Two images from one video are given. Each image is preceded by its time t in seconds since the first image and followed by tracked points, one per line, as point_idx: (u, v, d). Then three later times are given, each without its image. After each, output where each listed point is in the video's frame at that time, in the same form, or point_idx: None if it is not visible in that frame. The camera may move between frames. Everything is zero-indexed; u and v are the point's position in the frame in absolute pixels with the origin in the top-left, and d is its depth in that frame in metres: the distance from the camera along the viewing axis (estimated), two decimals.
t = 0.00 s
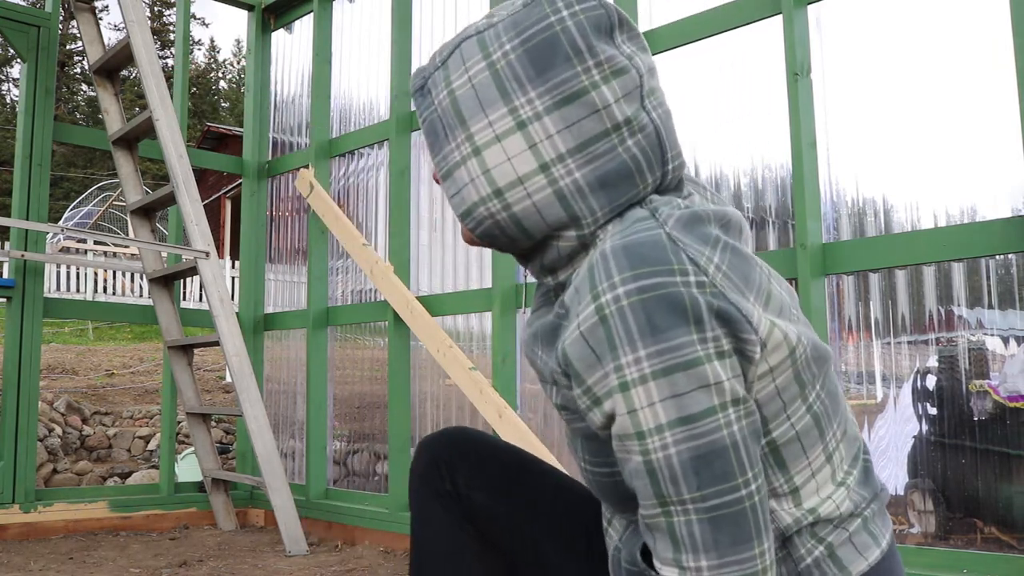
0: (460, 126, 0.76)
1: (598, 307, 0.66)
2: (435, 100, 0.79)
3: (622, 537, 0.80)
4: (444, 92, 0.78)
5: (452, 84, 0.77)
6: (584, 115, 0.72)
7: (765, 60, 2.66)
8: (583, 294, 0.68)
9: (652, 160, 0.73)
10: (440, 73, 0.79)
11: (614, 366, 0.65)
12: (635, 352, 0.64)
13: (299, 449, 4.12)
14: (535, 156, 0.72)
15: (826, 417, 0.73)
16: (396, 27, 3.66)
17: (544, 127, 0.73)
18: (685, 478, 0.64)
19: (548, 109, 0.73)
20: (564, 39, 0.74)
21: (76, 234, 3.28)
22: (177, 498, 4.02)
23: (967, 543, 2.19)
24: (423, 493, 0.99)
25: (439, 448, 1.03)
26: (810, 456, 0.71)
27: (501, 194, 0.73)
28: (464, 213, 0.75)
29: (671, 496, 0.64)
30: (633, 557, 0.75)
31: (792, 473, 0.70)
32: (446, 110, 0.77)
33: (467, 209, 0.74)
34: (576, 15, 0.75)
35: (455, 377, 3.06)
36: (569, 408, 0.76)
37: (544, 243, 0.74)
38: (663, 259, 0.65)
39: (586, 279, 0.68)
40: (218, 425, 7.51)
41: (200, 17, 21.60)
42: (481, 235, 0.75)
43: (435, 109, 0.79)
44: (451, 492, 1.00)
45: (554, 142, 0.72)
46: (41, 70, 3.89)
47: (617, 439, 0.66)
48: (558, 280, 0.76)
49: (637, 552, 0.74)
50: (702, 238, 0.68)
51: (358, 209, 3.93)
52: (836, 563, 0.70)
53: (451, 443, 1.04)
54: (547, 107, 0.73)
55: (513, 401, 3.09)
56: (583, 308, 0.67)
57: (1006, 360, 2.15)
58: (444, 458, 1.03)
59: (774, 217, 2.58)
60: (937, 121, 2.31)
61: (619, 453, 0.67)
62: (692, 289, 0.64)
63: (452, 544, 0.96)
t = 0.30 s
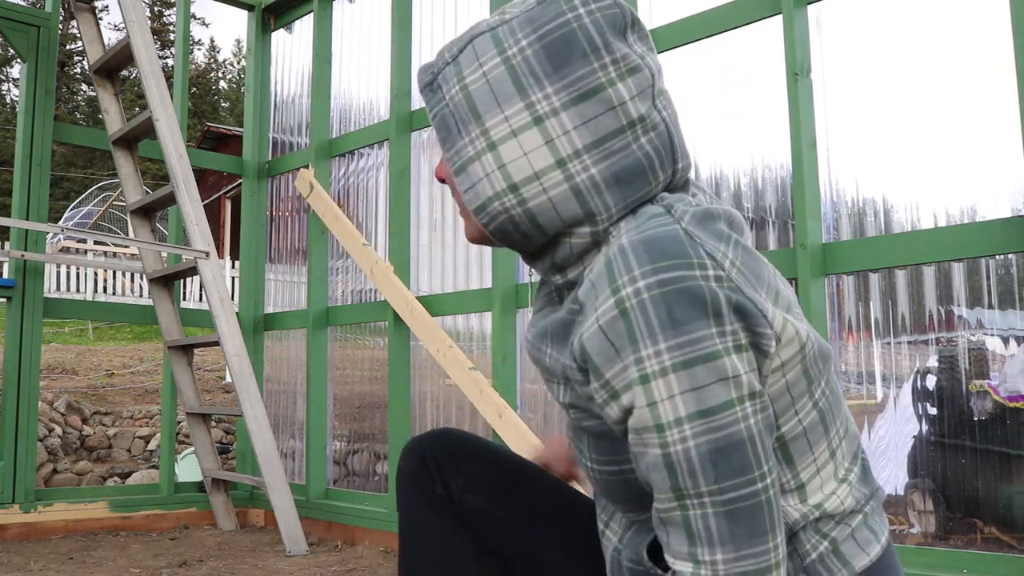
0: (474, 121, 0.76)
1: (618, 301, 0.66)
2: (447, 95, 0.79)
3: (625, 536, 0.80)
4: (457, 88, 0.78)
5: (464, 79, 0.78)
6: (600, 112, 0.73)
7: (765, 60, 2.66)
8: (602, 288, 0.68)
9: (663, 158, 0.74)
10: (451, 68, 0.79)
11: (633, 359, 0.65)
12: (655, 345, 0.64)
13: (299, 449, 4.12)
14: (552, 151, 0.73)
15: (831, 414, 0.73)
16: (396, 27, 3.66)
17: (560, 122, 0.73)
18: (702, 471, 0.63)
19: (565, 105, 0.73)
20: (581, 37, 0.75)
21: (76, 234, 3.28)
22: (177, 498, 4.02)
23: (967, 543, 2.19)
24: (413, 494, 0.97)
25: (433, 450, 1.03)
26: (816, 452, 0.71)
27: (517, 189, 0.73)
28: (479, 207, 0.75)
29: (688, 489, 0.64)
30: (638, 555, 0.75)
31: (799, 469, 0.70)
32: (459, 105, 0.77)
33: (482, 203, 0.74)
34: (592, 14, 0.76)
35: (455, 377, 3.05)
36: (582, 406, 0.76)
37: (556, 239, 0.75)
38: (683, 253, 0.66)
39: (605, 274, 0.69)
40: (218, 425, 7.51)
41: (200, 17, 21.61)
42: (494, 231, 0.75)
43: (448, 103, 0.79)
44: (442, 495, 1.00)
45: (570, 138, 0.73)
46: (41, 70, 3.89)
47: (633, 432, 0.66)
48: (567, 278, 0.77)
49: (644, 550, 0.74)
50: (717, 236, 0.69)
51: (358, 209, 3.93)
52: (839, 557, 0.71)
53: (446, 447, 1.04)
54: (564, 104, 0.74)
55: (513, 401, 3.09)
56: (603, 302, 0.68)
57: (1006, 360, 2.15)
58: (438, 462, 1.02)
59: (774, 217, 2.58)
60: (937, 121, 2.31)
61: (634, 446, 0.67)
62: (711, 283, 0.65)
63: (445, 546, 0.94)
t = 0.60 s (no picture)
0: (616, 101, 0.68)
1: (708, 282, 0.67)
2: (575, 62, 0.69)
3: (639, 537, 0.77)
4: (592, 58, 0.69)
5: (601, 50, 0.69)
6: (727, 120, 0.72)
7: (764, 60, 2.66)
8: (688, 270, 0.68)
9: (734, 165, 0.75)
10: (578, 31, 0.70)
11: (713, 337, 0.65)
12: (736, 324, 0.65)
13: (299, 449, 4.12)
14: (685, 152, 0.69)
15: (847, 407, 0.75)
16: (396, 27, 3.66)
17: (698, 121, 0.69)
18: (745, 455, 0.64)
19: (700, 108, 0.70)
20: (714, 45, 0.72)
21: (76, 234, 3.28)
22: (177, 498, 4.02)
23: (967, 543, 2.18)
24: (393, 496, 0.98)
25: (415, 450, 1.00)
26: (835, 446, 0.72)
27: (647, 182, 0.69)
28: (603, 197, 0.69)
29: (726, 472, 0.64)
30: (648, 558, 0.75)
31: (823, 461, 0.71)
32: (596, 79, 0.68)
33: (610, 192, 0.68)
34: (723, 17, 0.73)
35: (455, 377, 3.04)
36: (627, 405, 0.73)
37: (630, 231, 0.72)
38: (766, 243, 0.68)
39: (689, 259, 0.69)
40: (218, 424, 7.52)
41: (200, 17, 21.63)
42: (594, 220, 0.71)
43: (576, 71, 0.69)
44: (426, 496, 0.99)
45: (702, 140, 0.70)
46: (41, 70, 3.89)
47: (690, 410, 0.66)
48: (618, 275, 0.74)
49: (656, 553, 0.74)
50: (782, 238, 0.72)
51: (358, 209, 3.93)
52: (842, 543, 0.71)
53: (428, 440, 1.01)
54: (699, 106, 0.70)
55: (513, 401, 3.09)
56: (689, 282, 0.68)
57: (1006, 360, 2.15)
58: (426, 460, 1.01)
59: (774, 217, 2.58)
60: (937, 121, 2.31)
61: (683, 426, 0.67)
62: (790, 274, 0.67)
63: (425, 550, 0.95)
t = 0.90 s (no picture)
0: (715, 124, 0.89)
1: (761, 291, 0.90)
2: (684, 83, 0.88)
3: (656, 550, 0.99)
4: (697, 81, 0.89)
5: (702, 72, 0.90)
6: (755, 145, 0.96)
7: (764, 60, 2.66)
8: (738, 283, 0.91)
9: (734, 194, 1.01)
10: (682, 54, 0.90)
11: (768, 342, 0.88)
12: (787, 329, 0.88)
13: (299, 449, 4.12)
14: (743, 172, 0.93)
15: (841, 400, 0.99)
16: (396, 27, 3.66)
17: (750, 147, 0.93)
18: (797, 456, 0.86)
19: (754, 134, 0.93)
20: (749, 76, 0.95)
21: (76, 234, 3.28)
22: (177, 498, 4.02)
23: (967, 543, 2.19)
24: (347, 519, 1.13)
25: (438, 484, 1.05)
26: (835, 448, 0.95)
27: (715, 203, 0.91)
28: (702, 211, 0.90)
29: (780, 468, 0.86)
30: (681, 557, 0.96)
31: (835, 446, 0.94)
32: (700, 98, 0.89)
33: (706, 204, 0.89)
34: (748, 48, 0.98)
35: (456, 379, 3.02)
36: (677, 424, 0.92)
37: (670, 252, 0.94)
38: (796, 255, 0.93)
39: (737, 274, 0.92)
40: (218, 425, 7.52)
41: (200, 17, 21.63)
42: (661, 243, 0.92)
43: (686, 91, 0.88)
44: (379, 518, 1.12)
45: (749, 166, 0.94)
46: (41, 70, 3.89)
47: (745, 411, 0.87)
48: (649, 297, 0.96)
49: (690, 553, 0.95)
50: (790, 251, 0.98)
51: (358, 209, 3.92)
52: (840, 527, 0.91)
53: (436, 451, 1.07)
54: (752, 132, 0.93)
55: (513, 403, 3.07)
56: (744, 293, 0.90)
57: (1006, 360, 2.15)
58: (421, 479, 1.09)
59: (774, 217, 2.58)
60: (937, 122, 2.31)
61: (735, 428, 0.89)
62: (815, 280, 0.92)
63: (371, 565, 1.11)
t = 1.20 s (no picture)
0: (703, 144, 1.04)
1: (751, 306, 1.05)
2: (677, 106, 1.02)
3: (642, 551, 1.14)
4: (687, 103, 1.03)
5: (688, 94, 1.04)
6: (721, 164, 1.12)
7: (764, 60, 2.66)
8: (727, 300, 1.06)
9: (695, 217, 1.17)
10: (671, 78, 1.03)
11: (764, 356, 1.03)
12: (779, 342, 1.04)
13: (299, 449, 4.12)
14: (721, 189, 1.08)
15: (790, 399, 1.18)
16: (396, 27, 3.67)
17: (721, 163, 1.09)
18: (801, 457, 1.02)
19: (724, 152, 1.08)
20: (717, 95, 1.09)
21: (76, 233, 3.28)
22: (177, 498, 4.02)
23: (967, 543, 2.18)
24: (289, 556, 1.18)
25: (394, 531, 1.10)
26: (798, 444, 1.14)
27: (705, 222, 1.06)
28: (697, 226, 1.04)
29: (789, 474, 1.02)
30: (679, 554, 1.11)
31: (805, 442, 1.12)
32: (690, 119, 1.03)
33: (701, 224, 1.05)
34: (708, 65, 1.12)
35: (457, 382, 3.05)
36: (672, 440, 1.07)
37: (654, 273, 1.10)
38: (766, 270, 1.10)
39: (724, 291, 1.07)
40: (218, 425, 7.52)
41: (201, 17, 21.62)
42: (651, 266, 1.07)
43: (678, 113, 1.02)
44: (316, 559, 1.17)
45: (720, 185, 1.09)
46: (41, 70, 3.89)
47: (750, 424, 1.02)
48: (634, 318, 1.11)
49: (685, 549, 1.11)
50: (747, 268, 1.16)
51: (358, 209, 3.92)
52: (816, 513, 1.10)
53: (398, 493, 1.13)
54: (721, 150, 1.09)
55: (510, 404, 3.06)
56: (736, 309, 1.05)
57: (1006, 360, 2.15)
58: (370, 525, 1.15)
59: (774, 217, 2.58)
60: (936, 122, 2.31)
61: (739, 441, 1.03)
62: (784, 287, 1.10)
63: None
